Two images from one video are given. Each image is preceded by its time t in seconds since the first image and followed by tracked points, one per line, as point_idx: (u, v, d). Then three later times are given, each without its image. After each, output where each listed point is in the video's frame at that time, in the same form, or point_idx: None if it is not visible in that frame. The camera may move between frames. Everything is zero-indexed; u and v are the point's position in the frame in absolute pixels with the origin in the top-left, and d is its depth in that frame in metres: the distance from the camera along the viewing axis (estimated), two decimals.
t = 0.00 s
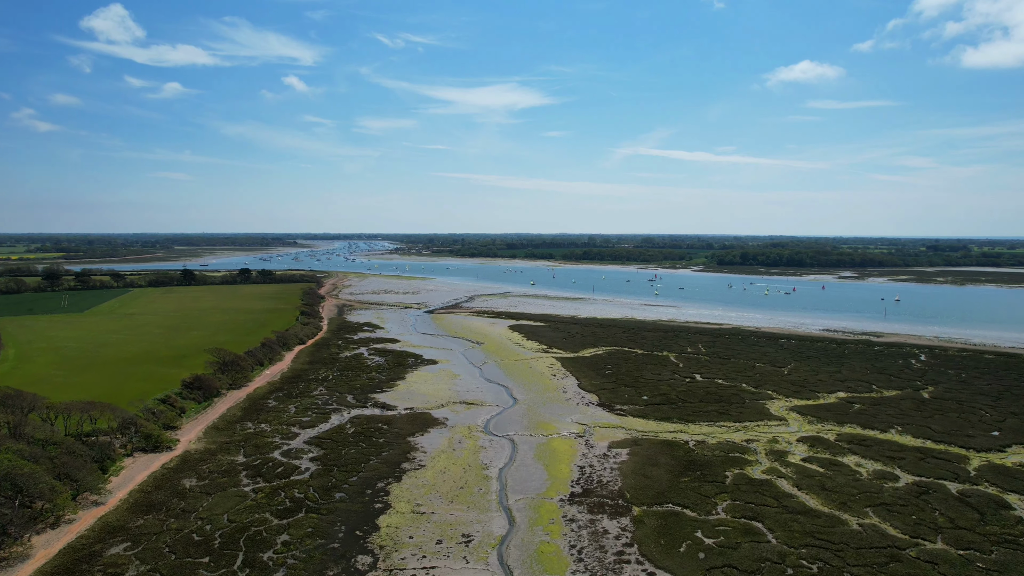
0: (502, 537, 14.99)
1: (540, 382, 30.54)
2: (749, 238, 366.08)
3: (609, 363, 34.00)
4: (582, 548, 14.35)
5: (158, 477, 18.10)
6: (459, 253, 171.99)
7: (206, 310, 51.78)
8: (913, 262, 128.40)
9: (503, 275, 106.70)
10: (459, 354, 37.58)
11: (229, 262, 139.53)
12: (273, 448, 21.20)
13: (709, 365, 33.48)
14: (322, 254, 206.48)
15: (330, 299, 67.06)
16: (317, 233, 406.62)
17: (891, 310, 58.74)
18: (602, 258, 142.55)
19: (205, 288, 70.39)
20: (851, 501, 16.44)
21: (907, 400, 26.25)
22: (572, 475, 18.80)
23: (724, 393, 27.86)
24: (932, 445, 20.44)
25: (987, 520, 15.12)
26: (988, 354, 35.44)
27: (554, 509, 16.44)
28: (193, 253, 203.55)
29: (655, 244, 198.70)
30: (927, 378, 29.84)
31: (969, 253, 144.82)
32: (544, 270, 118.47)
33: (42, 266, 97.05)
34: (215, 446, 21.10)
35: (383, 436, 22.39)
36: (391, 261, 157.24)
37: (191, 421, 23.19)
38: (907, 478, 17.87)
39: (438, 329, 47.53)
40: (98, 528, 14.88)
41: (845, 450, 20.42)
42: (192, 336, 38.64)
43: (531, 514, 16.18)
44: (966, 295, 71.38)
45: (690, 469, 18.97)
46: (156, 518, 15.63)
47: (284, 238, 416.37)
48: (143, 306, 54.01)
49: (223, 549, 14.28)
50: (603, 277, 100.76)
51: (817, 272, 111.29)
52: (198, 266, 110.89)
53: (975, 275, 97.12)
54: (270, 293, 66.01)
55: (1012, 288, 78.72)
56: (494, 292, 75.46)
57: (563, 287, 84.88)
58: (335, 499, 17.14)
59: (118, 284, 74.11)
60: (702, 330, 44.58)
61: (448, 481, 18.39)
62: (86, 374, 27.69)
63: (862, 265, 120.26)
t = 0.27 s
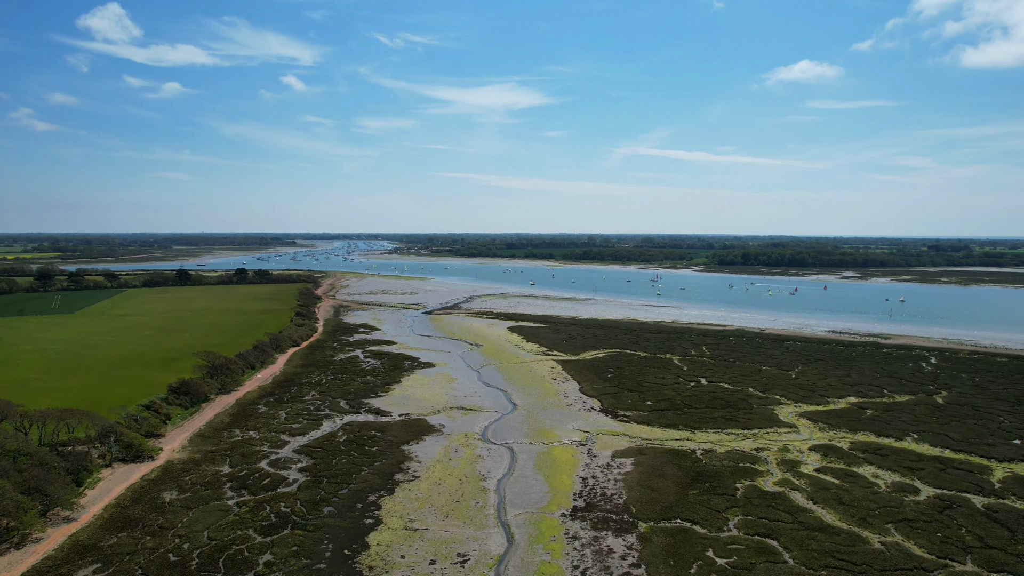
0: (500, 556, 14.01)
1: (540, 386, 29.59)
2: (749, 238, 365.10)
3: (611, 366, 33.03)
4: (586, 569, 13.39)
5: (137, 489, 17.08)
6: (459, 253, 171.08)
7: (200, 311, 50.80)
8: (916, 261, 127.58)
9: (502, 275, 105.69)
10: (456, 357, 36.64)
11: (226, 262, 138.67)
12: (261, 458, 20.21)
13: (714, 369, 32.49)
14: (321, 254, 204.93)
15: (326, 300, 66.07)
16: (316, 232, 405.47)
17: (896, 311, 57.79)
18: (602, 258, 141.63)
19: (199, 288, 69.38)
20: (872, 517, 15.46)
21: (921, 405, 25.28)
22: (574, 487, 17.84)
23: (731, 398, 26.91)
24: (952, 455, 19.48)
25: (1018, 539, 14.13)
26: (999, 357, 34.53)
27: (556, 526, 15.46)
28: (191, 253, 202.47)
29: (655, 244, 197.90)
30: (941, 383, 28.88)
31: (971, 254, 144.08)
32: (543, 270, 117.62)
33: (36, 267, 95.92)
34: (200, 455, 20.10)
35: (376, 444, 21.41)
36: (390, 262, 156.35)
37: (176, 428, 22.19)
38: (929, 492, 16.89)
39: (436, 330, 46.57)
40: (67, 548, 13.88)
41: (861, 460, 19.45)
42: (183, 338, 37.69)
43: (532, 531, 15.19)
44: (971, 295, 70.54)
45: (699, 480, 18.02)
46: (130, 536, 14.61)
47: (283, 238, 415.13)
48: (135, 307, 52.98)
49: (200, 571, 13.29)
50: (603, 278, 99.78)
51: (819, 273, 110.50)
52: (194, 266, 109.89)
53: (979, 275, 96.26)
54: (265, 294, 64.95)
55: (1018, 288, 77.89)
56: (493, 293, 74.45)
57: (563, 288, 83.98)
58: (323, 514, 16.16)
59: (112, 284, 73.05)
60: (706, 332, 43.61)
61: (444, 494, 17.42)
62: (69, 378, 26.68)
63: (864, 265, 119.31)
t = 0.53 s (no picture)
0: None
1: (539, 391, 28.70)
2: (749, 237, 364.48)
3: (612, 370, 32.13)
4: None
5: (114, 503, 16.16)
6: (458, 253, 170.20)
7: (193, 312, 49.84)
8: (918, 261, 126.88)
9: (502, 275, 104.77)
10: (454, 360, 35.71)
11: (224, 262, 137.50)
12: (248, 467, 19.30)
13: (719, 372, 31.57)
14: (320, 254, 204.59)
15: (323, 300, 65.13)
16: (315, 232, 404.30)
17: (901, 312, 56.94)
18: (602, 258, 140.81)
19: (194, 288, 68.42)
20: (892, 534, 14.56)
21: (935, 411, 24.39)
22: (576, 500, 16.93)
23: (737, 403, 26.00)
24: (972, 466, 18.60)
25: None
26: (1011, 360, 33.67)
27: (557, 543, 14.55)
28: (189, 253, 201.42)
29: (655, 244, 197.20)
30: (953, 387, 27.99)
31: (973, 254, 143.32)
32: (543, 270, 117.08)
33: (30, 267, 94.79)
34: (184, 465, 19.17)
35: (368, 454, 20.49)
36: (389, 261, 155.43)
37: (161, 436, 21.26)
38: (951, 505, 15.98)
39: (433, 332, 45.64)
40: (33, 569, 12.94)
41: (877, 470, 18.55)
42: (174, 339, 36.75)
43: (532, 549, 14.28)
44: (975, 295, 69.77)
45: (707, 493, 17.12)
46: (103, 555, 13.68)
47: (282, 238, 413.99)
48: (127, 308, 51.97)
49: None
50: (603, 278, 98.91)
51: (820, 273, 109.76)
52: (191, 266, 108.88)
53: (982, 276, 95.48)
54: (261, 294, 63.96)
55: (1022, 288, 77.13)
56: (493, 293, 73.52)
57: (563, 288, 83.27)
58: (310, 530, 15.25)
59: (106, 285, 72.04)
60: (709, 334, 42.72)
61: (439, 508, 16.51)
62: (52, 382, 25.72)
63: (866, 265, 118.57)
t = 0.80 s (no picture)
0: None
1: (540, 396, 27.72)
2: (749, 237, 363.97)
3: (615, 374, 31.16)
4: None
5: (87, 520, 15.16)
6: (458, 253, 169.30)
7: (186, 313, 48.76)
8: (920, 261, 126.05)
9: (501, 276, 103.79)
10: (451, 364, 34.73)
11: (221, 262, 136.46)
12: (233, 480, 18.29)
13: (725, 377, 30.62)
14: (318, 254, 203.37)
15: (320, 301, 64.14)
16: (314, 232, 403.14)
17: (907, 313, 56.03)
18: (602, 258, 139.94)
19: (189, 289, 67.41)
20: (918, 556, 13.57)
21: (951, 418, 23.40)
22: (579, 516, 15.94)
23: (745, 410, 25.03)
24: (996, 478, 17.62)
25: None
26: None
27: (559, 565, 13.58)
28: (187, 253, 200.53)
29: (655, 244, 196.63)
30: (968, 392, 27.02)
31: (976, 254, 142.49)
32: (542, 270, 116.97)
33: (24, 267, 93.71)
34: (164, 477, 18.15)
35: (360, 464, 19.52)
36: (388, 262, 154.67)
37: (143, 446, 20.25)
38: (978, 523, 15.00)
39: (431, 334, 44.65)
40: None
41: (896, 482, 17.56)
42: (164, 342, 35.74)
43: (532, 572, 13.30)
44: (981, 296, 68.90)
45: (717, 509, 16.15)
46: None
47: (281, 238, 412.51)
48: (119, 309, 50.93)
49: None
50: (604, 278, 97.97)
51: (823, 273, 108.90)
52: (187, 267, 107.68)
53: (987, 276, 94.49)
54: (257, 296, 62.90)
55: None
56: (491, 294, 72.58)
57: (563, 288, 82.92)
58: (295, 550, 14.26)
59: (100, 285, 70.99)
60: (713, 337, 41.77)
61: (433, 525, 15.52)
62: (32, 388, 24.69)
63: (868, 265, 117.65)
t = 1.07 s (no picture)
0: None
1: (540, 402, 26.73)
2: (749, 238, 363.74)
3: (617, 379, 30.18)
4: None
5: (55, 541, 14.13)
6: (457, 253, 168.49)
7: (179, 315, 47.75)
8: (923, 262, 125.31)
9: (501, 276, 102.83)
10: (449, 367, 33.73)
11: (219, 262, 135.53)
12: (216, 494, 17.28)
13: (731, 382, 29.63)
14: (316, 254, 202.90)
15: (316, 302, 63.16)
16: (313, 232, 402.15)
17: (913, 314, 55.05)
18: (602, 258, 139.14)
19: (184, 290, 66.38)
20: None
21: (970, 426, 22.41)
22: (582, 535, 14.96)
23: (754, 417, 24.05)
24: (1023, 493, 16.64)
25: None
26: None
27: None
28: (185, 253, 199.60)
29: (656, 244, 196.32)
30: (984, 398, 26.06)
31: (978, 254, 141.83)
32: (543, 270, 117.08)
33: (18, 268, 92.60)
34: (143, 492, 17.13)
35: (351, 477, 18.53)
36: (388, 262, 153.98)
37: (122, 457, 19.23)
38: (1010, 544, 14.01)
39: (429, 336, 43.66)
40: None
41: (918, 497, 16.57)
42: (153, 345, 34.71)
43: None
44: (987, 296, 68.08)
45: (729, 526, 15.19)
46: None
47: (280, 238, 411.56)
48: (110, 311, 49.87)
49: None
50: (604, 279, 97.00)
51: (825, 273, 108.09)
52: (184, 267, 106.73)
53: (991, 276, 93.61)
54: (252, 297, 61.85)
55: None
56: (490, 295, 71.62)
57: (563, 288, 82.86)
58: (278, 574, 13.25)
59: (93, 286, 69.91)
60: (717, 339, 40.83)
61: (427, 545, 14.53)
62: (10, 395, 23.66)
63: (870, 266, 116.71)
